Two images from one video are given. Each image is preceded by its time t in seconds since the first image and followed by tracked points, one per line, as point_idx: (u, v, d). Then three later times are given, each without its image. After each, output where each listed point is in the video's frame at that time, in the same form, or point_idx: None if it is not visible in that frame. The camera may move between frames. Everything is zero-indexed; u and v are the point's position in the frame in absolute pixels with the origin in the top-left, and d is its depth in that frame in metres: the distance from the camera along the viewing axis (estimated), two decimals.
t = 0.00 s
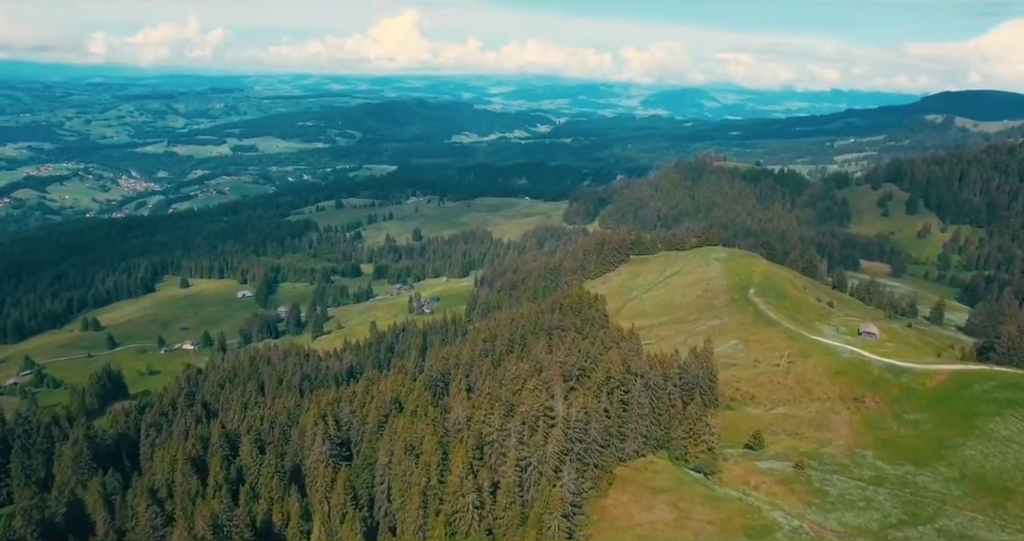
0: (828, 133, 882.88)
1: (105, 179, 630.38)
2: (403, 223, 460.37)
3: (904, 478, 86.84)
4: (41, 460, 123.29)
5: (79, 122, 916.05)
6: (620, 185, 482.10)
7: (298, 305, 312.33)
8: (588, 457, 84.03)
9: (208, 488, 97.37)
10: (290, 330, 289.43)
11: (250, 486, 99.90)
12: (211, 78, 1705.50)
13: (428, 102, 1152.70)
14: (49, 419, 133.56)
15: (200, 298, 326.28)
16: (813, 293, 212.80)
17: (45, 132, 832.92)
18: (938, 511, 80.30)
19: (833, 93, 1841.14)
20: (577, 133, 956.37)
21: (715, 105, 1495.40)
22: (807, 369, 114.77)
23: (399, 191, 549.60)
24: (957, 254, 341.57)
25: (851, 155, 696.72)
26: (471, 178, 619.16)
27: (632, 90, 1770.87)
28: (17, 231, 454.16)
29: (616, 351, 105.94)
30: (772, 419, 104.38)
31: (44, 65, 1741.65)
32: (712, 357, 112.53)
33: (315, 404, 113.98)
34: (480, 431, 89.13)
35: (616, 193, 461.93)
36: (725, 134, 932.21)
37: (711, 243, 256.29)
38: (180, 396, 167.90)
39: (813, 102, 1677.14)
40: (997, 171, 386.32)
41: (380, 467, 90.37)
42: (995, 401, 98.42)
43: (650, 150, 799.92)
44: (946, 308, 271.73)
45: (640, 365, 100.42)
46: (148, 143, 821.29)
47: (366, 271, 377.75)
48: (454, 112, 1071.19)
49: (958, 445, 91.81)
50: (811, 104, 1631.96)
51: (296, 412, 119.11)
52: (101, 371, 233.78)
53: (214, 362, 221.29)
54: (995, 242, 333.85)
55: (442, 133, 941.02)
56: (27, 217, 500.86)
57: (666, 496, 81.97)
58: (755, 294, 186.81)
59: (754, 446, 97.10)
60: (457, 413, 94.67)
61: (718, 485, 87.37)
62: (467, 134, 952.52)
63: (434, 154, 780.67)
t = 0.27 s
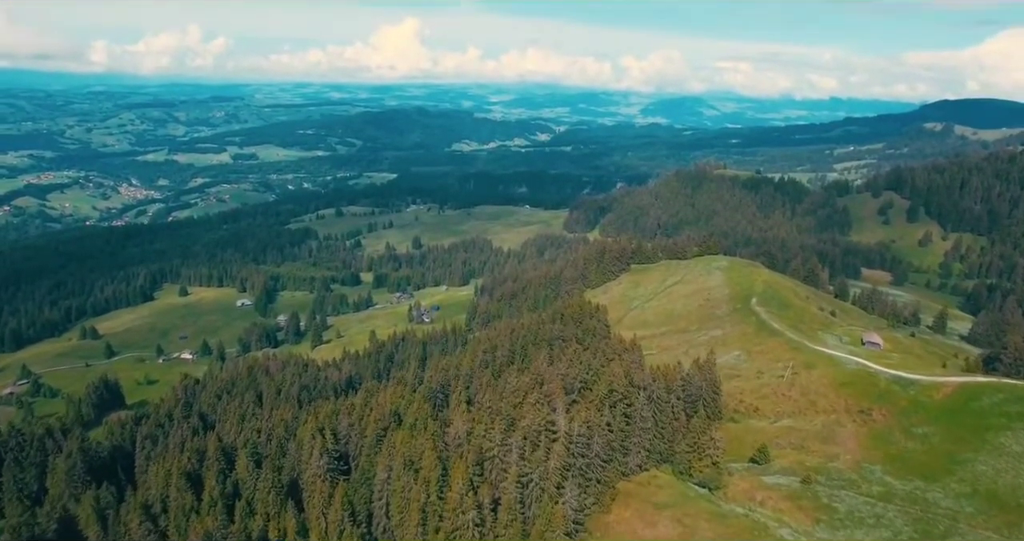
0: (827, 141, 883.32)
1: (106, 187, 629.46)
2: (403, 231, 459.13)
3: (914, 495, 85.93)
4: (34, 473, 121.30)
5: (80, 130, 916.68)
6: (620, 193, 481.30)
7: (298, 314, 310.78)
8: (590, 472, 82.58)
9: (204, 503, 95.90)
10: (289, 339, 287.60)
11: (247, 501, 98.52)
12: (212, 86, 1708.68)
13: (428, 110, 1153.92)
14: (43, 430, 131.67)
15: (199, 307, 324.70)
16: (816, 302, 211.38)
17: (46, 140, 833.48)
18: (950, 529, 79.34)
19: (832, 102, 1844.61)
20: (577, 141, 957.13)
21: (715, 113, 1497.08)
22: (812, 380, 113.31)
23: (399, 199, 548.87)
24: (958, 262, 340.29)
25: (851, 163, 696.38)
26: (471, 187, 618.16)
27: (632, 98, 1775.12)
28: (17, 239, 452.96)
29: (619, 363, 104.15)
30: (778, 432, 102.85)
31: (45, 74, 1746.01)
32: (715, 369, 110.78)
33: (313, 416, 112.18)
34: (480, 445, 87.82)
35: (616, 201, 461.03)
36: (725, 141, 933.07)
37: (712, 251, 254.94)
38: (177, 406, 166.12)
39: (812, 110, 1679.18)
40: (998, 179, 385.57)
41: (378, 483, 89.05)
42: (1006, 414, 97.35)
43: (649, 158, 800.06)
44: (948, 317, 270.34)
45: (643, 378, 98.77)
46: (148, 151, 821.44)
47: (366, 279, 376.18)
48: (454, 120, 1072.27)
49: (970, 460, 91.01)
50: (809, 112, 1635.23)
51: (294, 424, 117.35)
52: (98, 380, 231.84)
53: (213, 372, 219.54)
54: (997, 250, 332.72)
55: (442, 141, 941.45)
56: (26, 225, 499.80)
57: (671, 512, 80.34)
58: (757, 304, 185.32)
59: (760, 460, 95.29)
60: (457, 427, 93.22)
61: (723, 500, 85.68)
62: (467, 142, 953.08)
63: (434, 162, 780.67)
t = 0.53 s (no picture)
0: (826, 149, 883.78)
1: (106, 194, 628.70)
2: (403, 240, 457.76)
3: (925, 511, 84.30)
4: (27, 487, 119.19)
5: (81, 138, 917.36)
6: (620, 201, 480.44)
7: (297, 322, 309.09)
8: (593, 487, 80.82)
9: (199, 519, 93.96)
10: (288, 348, 285.54)
11: (243, 516, 96.77)
12: (213, 94, 1712.92)
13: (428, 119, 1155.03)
14: (37, 443, 129.68)
15: (198, 315, 322.88)
16: (818, 311, 209.64)
17: (47, 148, 833.59)
18: None
19: (831, 110, 1848.14)
20: (577, 149, 957.68)
21: (714, 122, 1498.89)
22: (818, 392, 111.69)
23: (399, 207, 548.07)
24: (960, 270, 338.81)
25: (851, 171, 695.85)
26: (471, 195, 617.48)
27: (631, 107, 1778.35)
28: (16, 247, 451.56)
29: (622, 375, 102.12)
30: (784, 445, 100.98)
31: (47, 82, 1750.74)
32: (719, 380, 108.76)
33: (311, 428, 110.25)
34: (481, 460, 86.03)
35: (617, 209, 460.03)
36: (725, 150, 933.34)
37: (714, 260, 253.31)
38: (174, 417, 164.16)
39: (811, 118, 1681.21)
40: (998, 187, 384.72)
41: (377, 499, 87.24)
42: (1017, 429, 96.04)
43: (649, 167, 800.02)
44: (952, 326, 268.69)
45: (646, 391, 96.87)
46: (149, 159, 821.49)
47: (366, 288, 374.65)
48: (454, 129, 1073.22)
49: (981, 476, 89.50)
50: (808, 120, 1637.54)
51: (291, 436, 115.43)
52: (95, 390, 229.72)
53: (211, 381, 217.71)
54: (999, 259, 331.27)
55: (442, 150, 942.02)
56: (26, 233, 498.72)
57: (676, 529, 78.53)
58: (760, 313, 183.66)
59: (766, 474, 93.24)
60: (457, 441, 91.30)
61: (729, 515, 83.82)
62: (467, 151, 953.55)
63: (434, 170, 780.48)
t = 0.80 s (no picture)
0: (825, 157, 883.49)
1: (106, 202, 627.92)
2: (402, 247, 456.30)
3: (935, 527, 82.81)
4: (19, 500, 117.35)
5: (82, 145, 917.35)
6: (620, 209, 479.08)
7: (296, 330, 307.22)
8: (596, 501, 79.65)
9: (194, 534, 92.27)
10: (287, 356, 283.51)
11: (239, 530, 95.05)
12: (214, 102, 1716.18)
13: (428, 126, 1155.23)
14: (30, 454, 127.86)
15: (197, 323, 321.11)
16: (821, 319, 207.88)
17: (47, 155, 833.62)
18: None
19: (830, 118, 1849.60)
20: (577, 157, 957.58)
21: (714, 129, 1499.41)
22: (823, 402, 110.12)
23: (399, 215, 546.95)
24: (961, 277, 337.21)
25: (851, 179, 694.84)
26: (471, 202, 616.26)
27: (632, 115, 1779.33)
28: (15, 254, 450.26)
29: (624, 386, 100.24)
30: (789, 457, 99.14)
31: (49, 90, 1754.73)
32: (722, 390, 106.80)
33: (309, 439, 108.41)
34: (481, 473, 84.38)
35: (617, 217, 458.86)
36: (724, 157, 932.82)
37: (715, 268, 251.71)
38: (172, 427, 162.33)
39: (811, 126, 1681.24)
40: (999, 195, 383.55)
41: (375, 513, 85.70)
42: None
43: (649, 174, 799.59)
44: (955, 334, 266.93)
45: (650, 401, 94.94)
46: (149, 166, 821.19)
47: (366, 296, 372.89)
48: (454, 136, 1073.57)
49: (992, 490, 88.00)
50: (807, 128, 1636.24)
51: (288, 447, 113.52)
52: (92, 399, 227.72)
53: (209, 391, 215.76)
54: (1001, 266, 329.79)
55: (442, 157, 941.76)
56: (26, 240, 497.58)
57: None
58: (762, 322, 181.91)
59: (771, 487, 91.23)
60: (456, 453, 89.51)
61: (734, 530, 82.07)
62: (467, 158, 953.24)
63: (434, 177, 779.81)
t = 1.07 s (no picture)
0: (825, 165, 883.42)
1: (106, 210, 627.13)
2: (402, 255, 454.78)
3: None
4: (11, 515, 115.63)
5: (82, 154, 917.52)
6: (621, 217, 477.88)
7: (295, 339, 305.36)
8: (599, 518, 78.69)
9: None
10: (285, 366, 281.64)
11: None
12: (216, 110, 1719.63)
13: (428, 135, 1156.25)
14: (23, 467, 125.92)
15: (196, 332, 319.25)
16: (824, 329, 205.88)
17: (48, 163, 833.35)
18: None
19: (830, 126, 1850.67)
20: (577, 165, 957.63)
21: (713, 137, 1500.63)
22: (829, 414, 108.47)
23: (399, 223, 545.77)
24: (963, 286, 335.57)
25: (851, 187, 693.76)
26: (471, 210, 615.32)
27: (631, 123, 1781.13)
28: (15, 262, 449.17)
29: (627, 399, 98.21)
30: (794, 471, 97.08)
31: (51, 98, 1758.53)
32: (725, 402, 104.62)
33: (306, 453, 106.32)
34: (481, 490, 82.82)
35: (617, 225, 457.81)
36: (724, 165, 932.22)
37: (716, 277, 250.25)
38: (168, 439, 160.39)
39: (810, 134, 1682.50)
40: (1001, 203, 382.30)
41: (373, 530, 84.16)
42: None
43: (649, 182, 799.19)
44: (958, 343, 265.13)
45: (653, 414, 92.94)
46: (150, 174, 821.02)
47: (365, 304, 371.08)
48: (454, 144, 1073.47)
49: (1005, 506, 86.31)
50: (807, 136, 1637.78)
51: (285, 460, 111.50)
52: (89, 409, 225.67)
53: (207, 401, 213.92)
54: (1003, 274, 328.27)
55: (442, 165, 941.47)
56: (26, 248, 496.31)
57: None
58: (764, 332, 180.01)
59: (776, 503, 89.07)
60: (456, 468, 87.71)
61: None
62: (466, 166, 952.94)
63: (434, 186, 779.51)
